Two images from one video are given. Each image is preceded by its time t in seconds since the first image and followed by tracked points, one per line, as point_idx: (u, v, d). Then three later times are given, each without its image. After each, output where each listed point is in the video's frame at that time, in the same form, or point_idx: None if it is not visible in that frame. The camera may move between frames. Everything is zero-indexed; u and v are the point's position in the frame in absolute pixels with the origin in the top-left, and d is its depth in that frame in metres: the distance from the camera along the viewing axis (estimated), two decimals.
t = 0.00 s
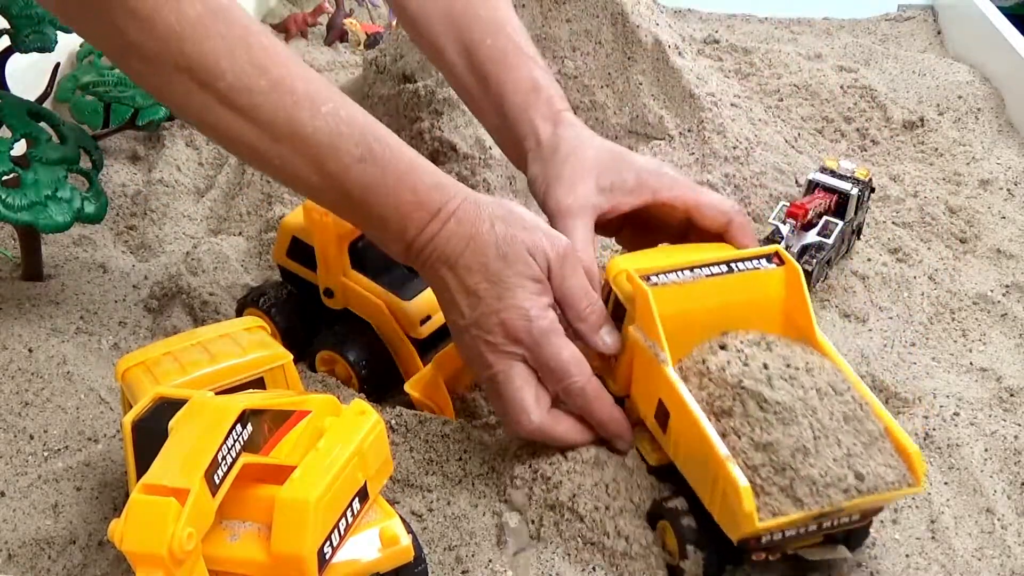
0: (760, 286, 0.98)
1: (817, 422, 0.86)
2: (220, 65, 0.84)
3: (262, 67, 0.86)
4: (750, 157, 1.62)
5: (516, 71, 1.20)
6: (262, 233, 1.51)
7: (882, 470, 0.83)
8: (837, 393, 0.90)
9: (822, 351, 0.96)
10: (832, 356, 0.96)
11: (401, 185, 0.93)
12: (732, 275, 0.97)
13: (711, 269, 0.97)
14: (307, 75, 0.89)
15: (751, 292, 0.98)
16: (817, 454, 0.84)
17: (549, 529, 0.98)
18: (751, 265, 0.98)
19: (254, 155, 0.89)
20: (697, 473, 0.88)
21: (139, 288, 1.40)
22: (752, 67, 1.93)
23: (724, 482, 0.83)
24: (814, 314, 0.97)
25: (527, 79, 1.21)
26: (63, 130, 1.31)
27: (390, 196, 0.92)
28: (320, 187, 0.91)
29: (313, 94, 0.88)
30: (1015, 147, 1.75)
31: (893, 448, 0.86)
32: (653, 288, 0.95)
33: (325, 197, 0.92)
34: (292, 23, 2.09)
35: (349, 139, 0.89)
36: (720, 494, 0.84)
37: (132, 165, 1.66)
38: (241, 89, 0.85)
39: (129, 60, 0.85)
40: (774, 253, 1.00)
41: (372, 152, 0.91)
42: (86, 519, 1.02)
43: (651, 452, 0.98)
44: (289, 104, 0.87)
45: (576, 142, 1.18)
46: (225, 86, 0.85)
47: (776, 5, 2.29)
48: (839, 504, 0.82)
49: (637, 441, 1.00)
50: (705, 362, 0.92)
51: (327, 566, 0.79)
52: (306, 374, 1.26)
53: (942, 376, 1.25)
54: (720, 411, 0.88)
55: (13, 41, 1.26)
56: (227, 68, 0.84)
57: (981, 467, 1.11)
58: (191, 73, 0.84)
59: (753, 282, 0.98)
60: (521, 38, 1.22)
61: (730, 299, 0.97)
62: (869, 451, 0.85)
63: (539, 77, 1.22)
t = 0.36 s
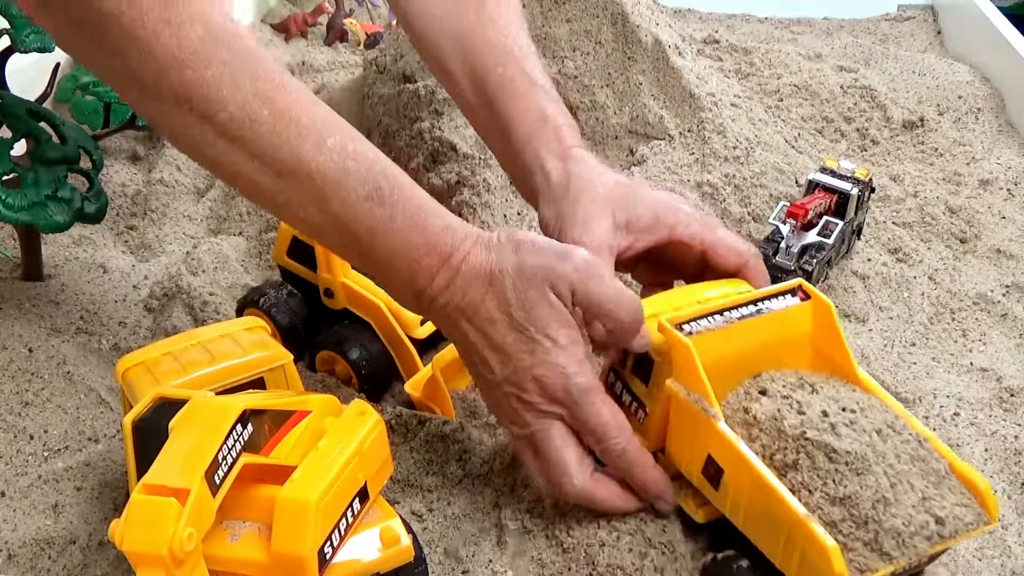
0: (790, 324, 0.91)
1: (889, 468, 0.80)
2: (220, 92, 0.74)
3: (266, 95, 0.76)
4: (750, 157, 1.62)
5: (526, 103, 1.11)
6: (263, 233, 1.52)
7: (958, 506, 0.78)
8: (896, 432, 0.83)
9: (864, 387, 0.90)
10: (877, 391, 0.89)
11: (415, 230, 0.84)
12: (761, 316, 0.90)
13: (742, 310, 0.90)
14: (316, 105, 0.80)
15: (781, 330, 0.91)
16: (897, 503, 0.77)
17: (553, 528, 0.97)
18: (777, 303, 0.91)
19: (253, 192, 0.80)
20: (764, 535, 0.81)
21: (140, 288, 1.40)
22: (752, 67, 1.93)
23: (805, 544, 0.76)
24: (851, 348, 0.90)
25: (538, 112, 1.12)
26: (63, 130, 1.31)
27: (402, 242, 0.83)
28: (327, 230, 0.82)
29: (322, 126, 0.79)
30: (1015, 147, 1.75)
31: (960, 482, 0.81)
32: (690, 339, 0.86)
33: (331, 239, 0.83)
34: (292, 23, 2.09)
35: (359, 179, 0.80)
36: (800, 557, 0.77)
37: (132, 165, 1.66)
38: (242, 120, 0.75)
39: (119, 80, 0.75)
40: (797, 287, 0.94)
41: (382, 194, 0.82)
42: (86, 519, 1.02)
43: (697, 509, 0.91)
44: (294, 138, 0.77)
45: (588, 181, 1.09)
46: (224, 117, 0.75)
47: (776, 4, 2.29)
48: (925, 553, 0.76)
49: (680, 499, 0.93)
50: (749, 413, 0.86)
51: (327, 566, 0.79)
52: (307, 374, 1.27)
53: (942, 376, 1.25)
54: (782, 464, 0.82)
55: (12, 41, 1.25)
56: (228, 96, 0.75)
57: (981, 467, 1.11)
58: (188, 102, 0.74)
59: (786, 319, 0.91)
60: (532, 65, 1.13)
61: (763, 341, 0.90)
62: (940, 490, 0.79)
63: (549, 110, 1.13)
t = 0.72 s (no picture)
0: (816, 341, 0.90)
1: (908, 487, 0.79)
2: (243, 106, 0.77)
3: (288, 111, 0.79)
4: (750, 157, 1.62)
5: (548, 121, 1.11)
6: (263, 233, 1.52)
7: (980, 530, 0.77)
8: (919, 452, 0.82)
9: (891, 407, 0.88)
10: (906, 412, 0.88)
11: (434, 250, 0.85)
12: (785, 333, 0.88)
13: (765, 326, 0.89)
14: (340, 124, 0.82)
15: (807, 348, 0.90)
16: (913, 523, 0.77)
17: (552, 528, 0.98)
18: (803, 320, 0.90)
19: (278, 208, 0.82)
20: (779, 554, 0.80)
21: (140, 288, 1.40)
22: (752, 67, 1.93)
23: (818, 563, 0.75)
24: (878, 367, 0.89)
25: (559, 131, 1.12)
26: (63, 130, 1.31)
27: (420, 262, 0.85)
28: (348, 246, 0.84)
29: (343, 144, 0.81)
30: (1015, 147, 1.75)
31: (985, 505, 0.79)
32: (709, 356, 0.85)
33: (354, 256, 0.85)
34: (292, 23, 2.09)
35: (378, 197, 0.82)
36: None
37: (132, 165, 1.66)
38: (264, 135, 0.78)
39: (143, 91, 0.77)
40: (824, 304, 0.92)
41: (401, 213, 0.83)
42: (86, 519, 1.02)
43: (716, 530, 0.90)
44: (315, 153, 0.79)
45: (614, 208, 1.09)
46: (246, 131, 0.77)
47: (776, 4, 2.29)
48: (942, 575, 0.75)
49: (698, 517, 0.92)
50: (769, 431, 0.85)
51: (327, 566, 0.79)
52: (307, 374, 1.27)
53: (942, 376, 1.25)
54: (797, 483, 0.82)
55: (12, 40, 1.25)
56: (249, 110, 0.77)
57: (981, 467, 1.11)
58: (212, 117, 0.76)
59: (810, 337, 0.90)
60: (557, 83, 1.13)
61: (786, 358, 0.89)
62: (963, 512, 0.78)
63: (572, 128, 1.13)
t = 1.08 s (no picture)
0: (816, 341, 0.90)
1: (910, 486, 0.79)
2: (244, 111, 0.77)
3: (290, 114, 0.79)
4: (750, 157, 1.62)
5: (545, 123, 1.11)
6: (263, 233, 1.52)
7: (981, 529, 0.77)
8: (920, 450, 0.82)
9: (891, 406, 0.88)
10: (906, 412, 0.88)
11: (438, 250, 0.85)
12: (785, 332, 0.88)
13: (766, 325, 0.89)
14: (342, 125, 0.82)
15: (807, 347, 0.90)
16: (916, 521, 0.77)
17: (553, 529, 0.98)
18: (803, 319, 0.90)
19: (283, 210, 0.83)
20: (780, 551, 0.80)
21: (140, 289, 1.40)
22: (752, 67, 1.93)
23: (819, 559, 0.75)
24: (879, 367, 0.89)
25: (556, 132, 1.12)
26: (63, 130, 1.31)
27: (424, 262, 0.85)
28: (352, 245, 0.84)
29: (345, 145, 0.81)
30: (1015, 147, 1.75)
31: (986, 504, 0.80)
32: (711, 354, 0.85)
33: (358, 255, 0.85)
34: (292, 23, 2.09)
35: (381, 198, 0.82)
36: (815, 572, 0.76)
37: (132, 165, 1.66)
38: (267, 139, 0.78)
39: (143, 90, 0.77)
40: (824, 304, 0.92)
41: (405, 213, 0.83)
42: (86, 519, 1.02)
43: (717, 529, 0.90)
44: (317, 155, 0.80)
45: (610, 212, 1.09)
46: (248, 135, 0.77)
47: (776, 4, 2.29)
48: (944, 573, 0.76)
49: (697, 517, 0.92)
50: (770, 430, 0.85)
51: (327, 566, 0.79)
52: (307, 374, 1.27)
53: (942, 377, 1.25)
54: (799, 481, 0.82)
55: (12, 41, 1.25)
56: (251, 115, 0.77)
57: (981, 467, 1.11)
58: (213, 121, 0.77)
59: (810, 336, 0.90)
60: (553, 84, 1.13)
61: (787, 357, 0.89)
62: (964, 511, 0.78)
63: (568, 130, 1.13)
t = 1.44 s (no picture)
0: (812, 336, 0.90)
1: (919, 474, 0.79)
2: (247, 110, 0.77)
3: (292, 113, 0.79)
4: (750, 157, 1.62)
5: (537, 129, 1.12)
6: (263, 233, 1.52)
7: (989, 513, 0.77)
8: (923, 439, 0.82)
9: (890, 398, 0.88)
10: (905, 403, 0.88)
11: (440, 242, 0.86)
12: (782, 328, 0.88)
13: (762, 322, 0.89)
14: (344, 123, 0.82)
15: (803, 343, 0.90)
16: (927, 508, 0.77)
17: (553, 528, 0.98)
18: (797, 316, 0.90)
19: (285, 208, 0.83)
20: (792, 546, 0.80)
21: (140, 289, 1.40)
22: (752, 67, 1.93)
23: (834, 552, 0.75)
24: (875, 360, 0.89)
25: (548, 138, 1.12)
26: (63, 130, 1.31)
27: (426, 254, 0.86)
28: (354, 241, 0.85)
29: (347, 141, 0.82)
30: (1015, 147, 1.75)
31: (991, 489, 0.80)
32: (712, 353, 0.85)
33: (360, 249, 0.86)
34: (292, 23, 2.09)
35: (383, 193, 0.83)
36: (831, 565, 0.76)
37: (132, 165, 1.66)
38: (270, 138, 0.78)
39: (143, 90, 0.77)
40: (817, 300, 0.93)
41: (406, 207, 0.84)
42: (86, 519, 1.02)
43: (723, 528, 0.89)
44: (321, 152, 0.80)
45: (602, 217, 1.09)
46: (252, 134, 0.78)
47: (776, 4, 2.29)
48: (958, 558, 0.75)
49: (702, 516, 0.92)
50: (773, 426, 0.85)
51: (327, 566, 0.79)
52: (307, 374, 1.27)
53: (942, 377, 1.25)
54: (808, 475, 0.81)
55: (12, 41, 1.25)
56: (254, 114, 0.77)
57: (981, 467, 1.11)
58: (217, 122, 0.77)
59: (806, 332, 0.90)
60: (546, 90, 1.13)
61: (785, 353, 0.89)
62: (971, 496, 0.78)
63: (560, 135, 1.13)
